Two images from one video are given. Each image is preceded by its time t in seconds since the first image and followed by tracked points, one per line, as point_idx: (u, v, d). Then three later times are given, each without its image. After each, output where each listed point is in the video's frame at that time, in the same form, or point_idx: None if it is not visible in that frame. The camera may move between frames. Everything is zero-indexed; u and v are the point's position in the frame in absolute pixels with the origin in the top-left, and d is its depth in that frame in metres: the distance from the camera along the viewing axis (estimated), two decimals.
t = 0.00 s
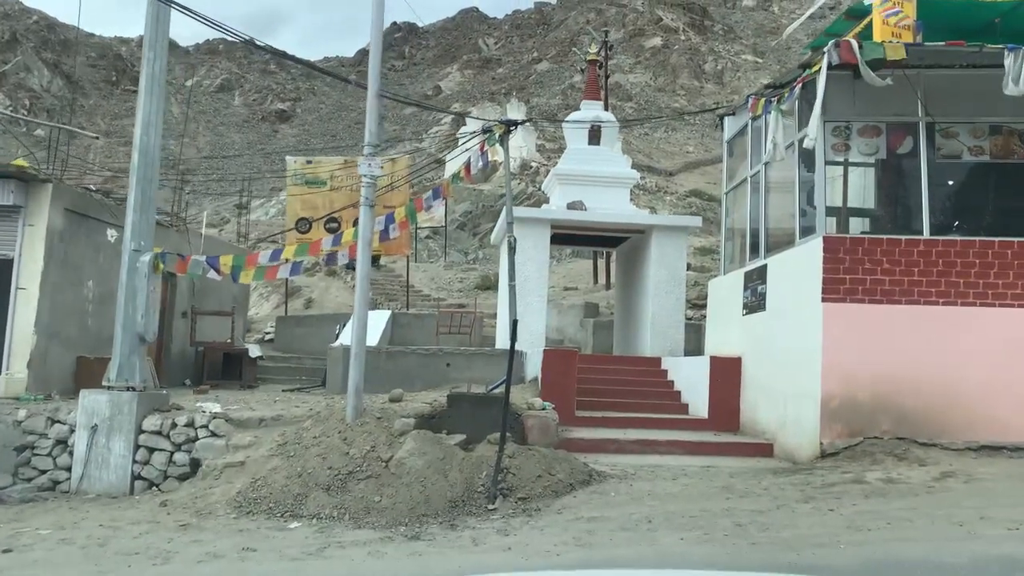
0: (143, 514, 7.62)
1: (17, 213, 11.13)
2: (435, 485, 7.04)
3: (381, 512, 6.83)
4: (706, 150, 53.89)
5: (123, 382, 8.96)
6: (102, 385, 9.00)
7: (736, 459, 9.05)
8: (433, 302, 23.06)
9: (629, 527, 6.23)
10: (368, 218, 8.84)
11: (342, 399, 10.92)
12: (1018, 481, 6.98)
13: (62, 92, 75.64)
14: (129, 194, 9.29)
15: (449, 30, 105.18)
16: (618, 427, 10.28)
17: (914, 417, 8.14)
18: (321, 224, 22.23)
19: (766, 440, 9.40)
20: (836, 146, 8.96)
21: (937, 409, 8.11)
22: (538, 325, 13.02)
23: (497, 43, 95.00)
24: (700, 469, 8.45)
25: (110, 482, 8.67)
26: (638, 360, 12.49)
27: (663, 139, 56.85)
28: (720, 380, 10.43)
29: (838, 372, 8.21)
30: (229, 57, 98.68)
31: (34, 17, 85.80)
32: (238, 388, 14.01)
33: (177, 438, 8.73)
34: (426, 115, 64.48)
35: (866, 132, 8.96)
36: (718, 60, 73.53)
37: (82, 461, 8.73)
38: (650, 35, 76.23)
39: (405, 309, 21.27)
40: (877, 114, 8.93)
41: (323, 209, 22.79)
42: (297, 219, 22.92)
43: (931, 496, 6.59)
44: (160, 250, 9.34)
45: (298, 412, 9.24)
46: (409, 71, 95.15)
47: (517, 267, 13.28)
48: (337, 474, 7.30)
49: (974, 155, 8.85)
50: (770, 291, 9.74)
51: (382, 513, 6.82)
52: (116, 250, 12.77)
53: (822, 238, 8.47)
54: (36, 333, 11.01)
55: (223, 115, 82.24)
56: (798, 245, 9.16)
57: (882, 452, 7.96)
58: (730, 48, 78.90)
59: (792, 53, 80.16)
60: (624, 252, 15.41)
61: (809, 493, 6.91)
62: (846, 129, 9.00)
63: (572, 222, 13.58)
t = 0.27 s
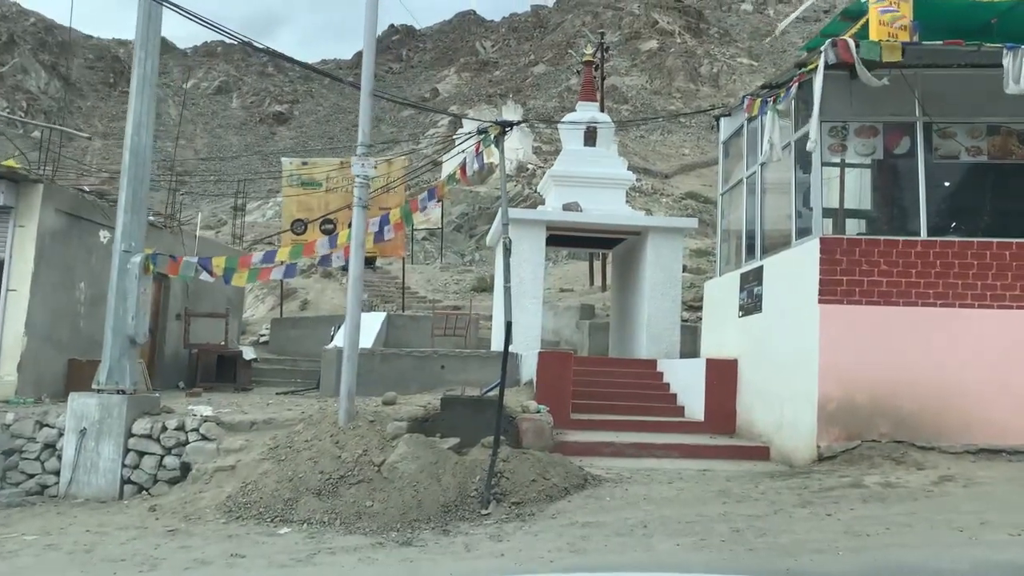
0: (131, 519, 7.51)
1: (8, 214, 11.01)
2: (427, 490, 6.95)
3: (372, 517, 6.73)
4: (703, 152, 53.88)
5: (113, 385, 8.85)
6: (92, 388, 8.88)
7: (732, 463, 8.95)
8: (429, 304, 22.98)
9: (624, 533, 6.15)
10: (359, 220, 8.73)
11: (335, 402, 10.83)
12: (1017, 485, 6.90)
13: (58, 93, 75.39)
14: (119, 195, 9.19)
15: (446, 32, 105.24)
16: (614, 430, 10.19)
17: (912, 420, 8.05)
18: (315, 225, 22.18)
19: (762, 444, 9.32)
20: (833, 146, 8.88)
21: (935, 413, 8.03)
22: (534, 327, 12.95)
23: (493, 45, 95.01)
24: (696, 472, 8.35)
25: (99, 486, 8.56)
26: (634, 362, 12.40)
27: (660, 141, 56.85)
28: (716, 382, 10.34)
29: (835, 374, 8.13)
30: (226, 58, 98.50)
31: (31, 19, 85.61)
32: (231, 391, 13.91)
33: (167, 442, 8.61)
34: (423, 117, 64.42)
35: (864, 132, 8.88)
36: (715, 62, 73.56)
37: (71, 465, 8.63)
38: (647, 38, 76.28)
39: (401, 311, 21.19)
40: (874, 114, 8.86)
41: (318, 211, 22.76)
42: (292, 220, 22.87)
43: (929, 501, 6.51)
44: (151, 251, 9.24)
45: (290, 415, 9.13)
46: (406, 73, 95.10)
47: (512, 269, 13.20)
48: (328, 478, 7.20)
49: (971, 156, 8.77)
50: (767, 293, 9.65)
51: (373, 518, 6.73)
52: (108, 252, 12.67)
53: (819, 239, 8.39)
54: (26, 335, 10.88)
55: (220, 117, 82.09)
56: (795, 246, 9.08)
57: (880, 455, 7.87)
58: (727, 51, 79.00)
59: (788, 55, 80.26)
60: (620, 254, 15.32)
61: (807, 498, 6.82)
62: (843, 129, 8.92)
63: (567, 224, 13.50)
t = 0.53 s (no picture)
0: (122, 521, 7.41)
1: None
2: (422, 492, 6.85)
3: (366, 520, 6.63)
4: (700, 152, 53.82)
5: (104, 385, 8.74)
6: (83, 388, 8.76)
7: (731, 464, 8.87)
8: (426, 304, 22.88)
9: (622, 535, 6.06)
10: (354, 219, 8.64)
11: (329, 403, 10.73)
12: (1019, 487, 6.82)
13: (54, 92, 75.06)
14: (110, 193, 9.07)
15: (444, 31, 105.09)
16: (611, 431, 10.10)
17: (912, 421, 7.97)
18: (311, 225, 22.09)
19: (761, 445, 9.23)
20: (833, 144, 8.79)
21: (935, 414, 7.95)
22: (531, 329, 12.87)
23: (490, 44, 94.88)
24: (695, 474, 8.26)
25: (89, 488, 8.45)
26: (632, 362, 12.31)
27: (657, 140, 56.76)
28: (714, 382, 10.26)
29: (835, 375, 8.05)
30: (222, 57, 98.23)
31: (26, 18, 85.26)
32: (225, 391, 13.80)
33: (159, 444, 8.50)
34: (420, 116, 64.26)
35: (864, 131, 8.80)
36: (712, 62, 73.50)
37: (61, 466, 8.51)
38: (644, 38, 76.21)
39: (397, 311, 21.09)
40: (874, 112, 8.79)
41: (314, 211, 22.66)
42: (287, 220, 22.78)
43: (931, 503, 6.43)
44: (142, 250, 9.13)
45: (284, 415, 9.03)
46: (403, 72, 94.94)
47: (509, 268, 13.09)
48: (321, 480, 7.10)
49: (972, 154, 8.70)
50: (766, 293, 9.57)
51: (367, 520, 6.63)
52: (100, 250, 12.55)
53: (818, 238, 8.30)
54: (16, 335, 10.73)
55: (216, 115, 81.83)
56: (793, 246, 9.00)
57: (880, 457, 7.80)
58: (724, 50, 78.93)
59: (785, 55, 80.26)
60: (617, 254, 15.23)
61: (807, 500, 6.73)
62: (843, 127, 8.83)
63: (564, 223, 13.40)
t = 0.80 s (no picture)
0: (117, 523, 7.36)
1: None
2: (419, 494, 6.80)
3: (363, 522, 6.59)
4: (699, 153, 53.81)
5: (99, 386, 8.68)
6: (78, 389, 8.70)
7: (730, 466, 8.83)
8: (424, 305, 22.83)
9: (620, 538, 6.02)
10: (351, 220, 8.59)
11: (327, 404, 10.68)
12: (1019, 489, 6.79)
13: (52, 92, 74.93)
14: (106, 192, 9.01)
15: (442, 32, 105.06)
16: (609, 432, 10.06)
17: (912, 424, 7.94)
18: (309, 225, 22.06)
19: (760, 447, 9.20)
20: (833, 145, 8.76)
21: (934, 415, 7.92)
22: (529, 329, 12.85)
23: (489, 45, 94.84)
24: (694, 476, 8.22)
25: (85, 489, 8.39)
26: (630, 363, 12.27)
27: (656, 141, 56.75)
28: (713, 384, 10.22)
29: (835, 376, 8.01)
30: (221, 57, 98.15)
31: (24, 17, 85.13)
32: (222, 391, 13.75)
33: (154, 445, 8.45)
34: (418, 117, 64.20)
35: (864, 132, 8.77)
36: (711, 63, 73.50)
37: (56, 467, 8.45)
38: (643, 39, 76.22)
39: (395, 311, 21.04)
40: (874, 113, 8.75)
41: (312, 211, 22.63)
42: (286, 220, 22.75)
43: (930, 505, 6.39)
44: (138, 250, 9.07)
45: (281, 417, 8.97)
46: (401, 73, 94.87)
47: (507, 269, 13.05)
48: (318, 482, 7.05)
49: (972, 155, 8.67)
50: (765, 294, 9.53)
51: (364, 522, 6.59)
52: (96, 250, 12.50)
53: (818, 239, 8.27)
54: (12, 335, 10.66)
55: (214, 116, 81.73)
56: (793, 247, 8.97)
57: (879, 459, 7.76)
58: (722, 51, 78.92)
59: (784, 56, 80.32)
60: (616, 255, 15.19)
61: (807, 502, 6.70)
62: (842, 128, 8.80)
63: (563, 223, 13.37)
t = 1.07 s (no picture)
0: (117, 522, 7.38)
1: None
2: (419, 494, 6.83)
3: (363, 522, 6.60)
4: (698, 154, 53.86)
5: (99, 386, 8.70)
6: (78, 389, 8.72)
7: (728, 467, 8.85)
8: (423, 305, 22.87)
9: (619, 538, 6.04)
10: (350, 220, 8.61)
11: (326, 404, 10.71)
12: (1017, 490, 6.81)
13: (52, 92, 74.92)
14: (106, 192, 9.03)
15: (442, 32, 105.12)
16: (607, 433, 10.08)
17: (911, 424, 7.96)
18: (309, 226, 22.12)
19: (759, 447, 9.21)
20: (831, 146, 8.78)
21: (932, 416, 7.94)
22: (529, 330, 12.88)
23: (489, 46, 94.91)
24: (692, 477, 8.24)
25: (85, 489, 8.41)
26: (629, 364, 12.30)
27: (656, 142, 56.80)
28: (711, 385, 10.24)
29: (833, 377, 8.03)
30: (221, 57, 98.18)
31: (24, 18, 85.15)
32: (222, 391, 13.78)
33: (154, 445, 8.47)
34: (418, 117, 64.24)
35: (863, 133, 8.79)
36: (710, 64, 73.59)
37: (55, 467, 8.47)
38: (642, 40, 76.29)
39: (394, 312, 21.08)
40: (873, 114, 8.77)
41: (312, 211, 22.68)
42: (286, 220, 22.81)
43: (928, 506, 6.41)
44: (139, 250, 9.10)
45: (280, 417, 8.99)
46: (401, 73, 94.94)
47: (507, 269, 13.07)
48: (317, 482, 7.07)
49: (970, 156, 8.69)
50: (764, 295, 9.55)
51: (363, 522, 6.61)
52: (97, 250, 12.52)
53: (817, 240, 8.29)
54: (12, 335, 10.68)
55: (215, 116, 81.76)
56: (791, 248, 8.99)
57: (877, 460, 7.78)
58: (722, 52, 78.98)
59: (783, 57, 80.36)
60: (615, 256, 15.21)
61: (805, 503, 6.72)
62: (842, 129, 8.82)
63: (562, 224, 13.39)
